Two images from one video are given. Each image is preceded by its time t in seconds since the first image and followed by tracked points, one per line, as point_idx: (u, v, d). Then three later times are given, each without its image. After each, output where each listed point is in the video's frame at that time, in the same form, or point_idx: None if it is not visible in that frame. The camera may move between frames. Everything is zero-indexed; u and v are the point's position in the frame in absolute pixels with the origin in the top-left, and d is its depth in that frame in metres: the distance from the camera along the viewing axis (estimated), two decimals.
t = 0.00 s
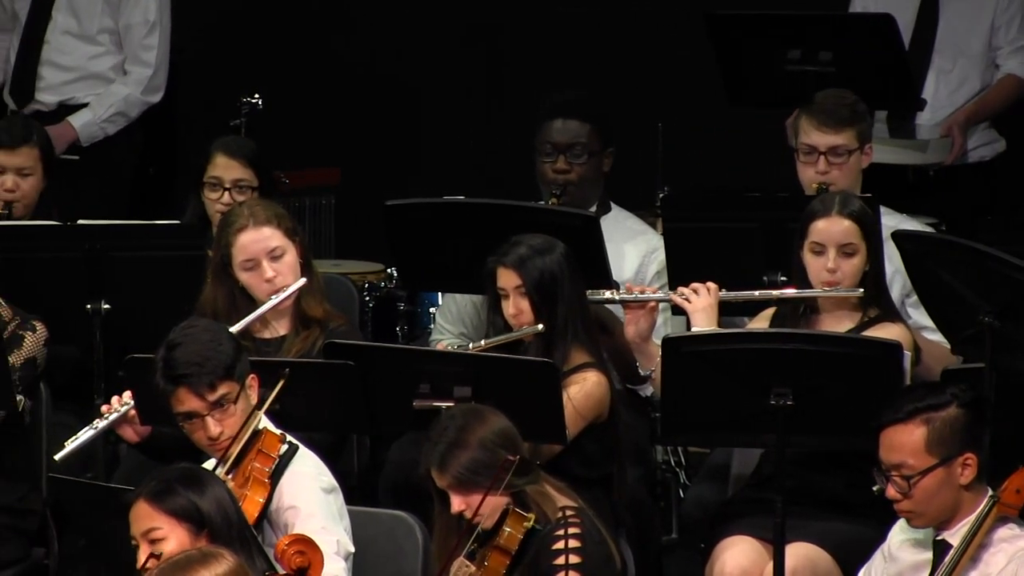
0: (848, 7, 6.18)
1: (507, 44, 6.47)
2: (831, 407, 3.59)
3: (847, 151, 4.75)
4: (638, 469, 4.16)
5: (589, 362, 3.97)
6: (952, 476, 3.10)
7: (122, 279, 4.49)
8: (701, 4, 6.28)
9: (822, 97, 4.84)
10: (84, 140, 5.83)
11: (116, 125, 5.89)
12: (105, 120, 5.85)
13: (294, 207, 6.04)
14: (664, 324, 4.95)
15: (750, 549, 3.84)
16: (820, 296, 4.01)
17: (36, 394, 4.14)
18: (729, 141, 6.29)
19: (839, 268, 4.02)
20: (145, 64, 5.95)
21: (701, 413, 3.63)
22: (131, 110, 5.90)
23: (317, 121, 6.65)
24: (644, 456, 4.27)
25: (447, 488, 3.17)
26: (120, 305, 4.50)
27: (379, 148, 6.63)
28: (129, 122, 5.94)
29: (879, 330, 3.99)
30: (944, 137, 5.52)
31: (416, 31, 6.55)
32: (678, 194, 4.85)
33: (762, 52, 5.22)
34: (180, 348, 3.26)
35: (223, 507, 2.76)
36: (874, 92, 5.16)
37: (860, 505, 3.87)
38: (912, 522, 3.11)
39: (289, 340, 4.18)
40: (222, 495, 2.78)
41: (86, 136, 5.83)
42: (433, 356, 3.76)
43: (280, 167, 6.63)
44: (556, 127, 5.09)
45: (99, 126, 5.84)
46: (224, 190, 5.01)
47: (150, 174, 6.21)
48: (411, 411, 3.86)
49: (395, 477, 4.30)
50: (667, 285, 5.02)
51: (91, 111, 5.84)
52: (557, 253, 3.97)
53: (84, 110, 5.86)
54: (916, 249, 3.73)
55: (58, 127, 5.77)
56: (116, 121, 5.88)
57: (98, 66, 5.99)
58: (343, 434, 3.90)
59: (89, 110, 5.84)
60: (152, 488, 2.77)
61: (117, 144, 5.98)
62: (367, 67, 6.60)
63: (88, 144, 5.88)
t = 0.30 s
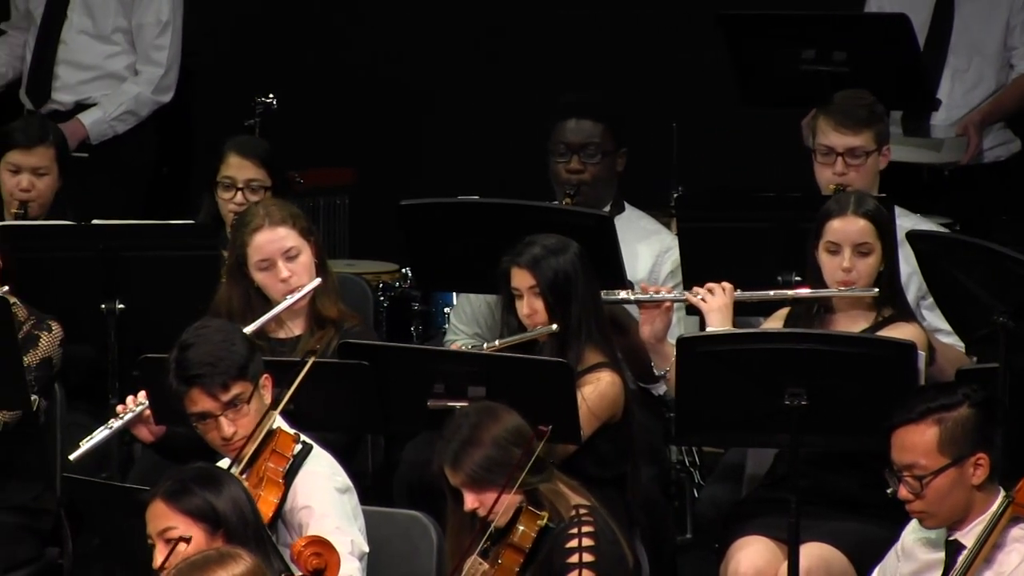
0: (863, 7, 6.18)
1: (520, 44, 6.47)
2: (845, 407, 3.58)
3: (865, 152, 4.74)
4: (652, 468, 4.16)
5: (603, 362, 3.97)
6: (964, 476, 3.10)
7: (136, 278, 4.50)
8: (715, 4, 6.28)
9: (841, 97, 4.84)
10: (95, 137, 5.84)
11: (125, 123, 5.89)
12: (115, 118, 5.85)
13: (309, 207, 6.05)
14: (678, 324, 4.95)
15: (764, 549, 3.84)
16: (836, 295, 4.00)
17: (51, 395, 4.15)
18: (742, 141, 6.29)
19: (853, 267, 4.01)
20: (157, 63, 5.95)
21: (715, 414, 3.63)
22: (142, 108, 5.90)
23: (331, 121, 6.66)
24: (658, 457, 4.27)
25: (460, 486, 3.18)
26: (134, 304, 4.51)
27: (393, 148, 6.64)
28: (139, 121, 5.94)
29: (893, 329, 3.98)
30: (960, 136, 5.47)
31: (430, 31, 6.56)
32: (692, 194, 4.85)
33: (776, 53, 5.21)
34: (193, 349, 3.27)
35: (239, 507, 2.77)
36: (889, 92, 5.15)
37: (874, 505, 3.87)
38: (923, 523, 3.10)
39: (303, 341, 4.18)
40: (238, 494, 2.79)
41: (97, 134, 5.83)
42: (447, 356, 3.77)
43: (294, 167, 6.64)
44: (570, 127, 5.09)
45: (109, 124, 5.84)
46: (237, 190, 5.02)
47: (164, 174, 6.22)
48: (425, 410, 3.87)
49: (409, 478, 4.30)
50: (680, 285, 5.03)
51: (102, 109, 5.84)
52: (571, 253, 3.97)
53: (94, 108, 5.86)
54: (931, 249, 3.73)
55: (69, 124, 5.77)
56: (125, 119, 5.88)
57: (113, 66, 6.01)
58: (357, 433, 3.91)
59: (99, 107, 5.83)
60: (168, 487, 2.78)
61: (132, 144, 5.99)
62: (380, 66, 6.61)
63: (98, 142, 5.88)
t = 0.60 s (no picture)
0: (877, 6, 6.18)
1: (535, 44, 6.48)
2: (860, 406, 3.58)
3: (883, 150, 4.74)
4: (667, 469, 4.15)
5: (617, 361, 3.97)
6: (977, 474, 3.10)
7: (151, 277, 4.52)
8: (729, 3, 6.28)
9: (858, 96, 4.82)
10: (116, 141, 5.85)
11: (146, 125, 5.91)
12: (136, 121, 5.87)
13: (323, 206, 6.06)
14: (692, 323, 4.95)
15: (779, 548, 3.84)
16: (853, 293, 4.00)
17: (65, 393, 4.13)
18: (757, 140, 6.29)
19: (870, 265, 4.02)
20: (177, 65, 5.98)
21: (730, 413, 3.63)
22: (162, 111, 5.91)
23: (345, 121, 6.67)
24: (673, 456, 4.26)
25: (472, 481, 3.19)
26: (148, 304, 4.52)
27: (408, 148, 6.64)
28: (160, 123, 5.97)
29: (908, 329, 3.96)
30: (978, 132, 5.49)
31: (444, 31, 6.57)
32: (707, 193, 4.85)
33: (790, 52, 5.21)
34: (204, 351, 3.27)
35: (253, 507, 2.77)
36: (903, 91, 5.15)
37: (888, 505, 3.86)
38: (935, 521, 3.10)
39: (317, 340, 4.19)
40: (253, 494, 2.79)
41: (118, 137, 5.84)
42: (462, 355, 3.77)
43: (308, 167, 6.65)
44: (584, 127, 5.09)
45: (130, 127, 5.86)
46: (251, 190, 5.03)
47: (179, 174, 6.23)
48: (440, 409, 3.87)
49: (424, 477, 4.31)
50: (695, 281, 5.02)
51: (123, 113, 5.84)
52: (586, 252, 3.98)
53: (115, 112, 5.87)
54: (947, 249, 3.75)
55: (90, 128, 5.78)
56: (146, 121, 5.90)
57: (125, 66, 6.02)
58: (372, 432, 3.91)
59: (120, 111, 5.84)
60: (183, 487, 2.79)
61: (147, 143, 6.00)
62: (393, 63, 6.62)
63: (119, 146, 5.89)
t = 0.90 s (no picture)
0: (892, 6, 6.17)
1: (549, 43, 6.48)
2: (875, 406, 3.58)
3: (897, 150, 4.73)
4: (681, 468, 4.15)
5: (631, 360, 3.96)
6: (992, 474, 3.09)
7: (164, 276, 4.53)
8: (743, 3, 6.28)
9: (873, 95, 4.82)
10: (121, 120, 5.84)
11: (153, 109, 5.91)
12: (143, 103, 5.87)
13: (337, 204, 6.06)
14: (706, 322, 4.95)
15: (793, 548, 3.84)
16: (867, 293, 3.99)
17: (79, 391, 4.12)
18: (771, 140, 6.28)
19: (885, 266, 4.01)
20: (188, 58, 5.97)
21: (743, 412, 3.62)
22: (170, 97, 5.92)
23: (359, 120, 6.68)
24: (688, 455, 4.25)
25: (488, 474, 3.21)
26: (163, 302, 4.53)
27: (422, 147, 6.65)
28: (167, 109, 5.96)
29: (924, 327, 3.96)
30: (997, 129, 5.50)
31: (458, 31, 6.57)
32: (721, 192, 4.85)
33: (804, 51, 5.21)
34: (217, 349, 3.28)
35: (266, 505, 2.76)
36: (919, 90, 5.13)
37: (903, 504, 3.86)
38: (950, 520, 3.10)
39: (332, 338, 4.19)
40: (266, 494, 2.79)
41: (123, 116, 5.83)
42: (477, 353, 3.77)
43: (322, 165, 6.66)
44: (598, 125, 5.09)
45: (137, 108, 5.86)
46: (265, 189, 5.03)
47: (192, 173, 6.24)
48: (454, 408, 3.87)
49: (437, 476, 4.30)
50: (711, 280, 5.01)
51: (131, 94, 5.86)
52: (600, 251, 3.98)
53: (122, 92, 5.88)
54: (960, 248, 3.77)
55: (97, 104, 5.77)
56: (153, 105, 5.90)
57: (139, 63, 6.04)
58: (386, 431, 3.91)
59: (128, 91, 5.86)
60: (196, 487, 2.80)
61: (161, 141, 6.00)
62: (408, 62, 6.62)
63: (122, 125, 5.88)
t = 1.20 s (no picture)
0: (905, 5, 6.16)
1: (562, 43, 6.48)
2: (888, 404, 3.57)
3: (905, 148, 4.73)
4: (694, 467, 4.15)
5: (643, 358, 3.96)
6: (1006, 475, 3.09)
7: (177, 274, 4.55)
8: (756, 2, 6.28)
9: (881, 93, 4.81)
10: (142, 131, 5.87)
11: (174, 117, 5.93)
12: (164, 112, 5.89)
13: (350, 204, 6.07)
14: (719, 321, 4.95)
15: (806, 547, 3.84)
16: (879, 292, 3.99)
17: (92, 390, 4.12)
18: (793, 138, 6.27)
19: (897, 266, 4.01)
20: (205, 60, 5.98)
21: (756, 412, 3.62)
22: (189, 103, 5.94)
23: (372, 119, 6.69)
24: (701, 454, 4.25)
25: (504, 463, 3.23)
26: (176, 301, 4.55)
27: (435, 147, 6.65)
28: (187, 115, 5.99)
29: (934, 326, 3.95)
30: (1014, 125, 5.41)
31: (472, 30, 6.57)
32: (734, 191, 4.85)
33: (818, 51, 5.20)
34: (231, 348, 3.29)
35: (279, 505, 2.75)
36: (932, 90, 5.12)
37: (917, 503, 3.85)
38: (964, 520, 3.09)
39: (344, 337, 4.20)
40: (279, 494, 2.77)
41: (144, 127, 5.85)
42: (491, 352, 3.77)
43: (335, 164, 6.66)
44: (610, 124, 5.09)
45: (157, 118, 5.87)
46: (277, 188, 5.04)
47: (204, 172, 6.26)
48: (468, 407, 3.87)
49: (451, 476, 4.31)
50: (723, 278, 5.01)
51: (150, 104, 5.87)
52: (613, 250, 3.99)
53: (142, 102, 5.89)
54: (973, 248, 3.76)
55: (117, 118, 5.81)
56: (174, 113, 5.92)
57: (150, 63, 6.05)
58: (400, 430, 3.92)
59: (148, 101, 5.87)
60: (208, 486, 2.82)
61: (174, 140, 6.01)
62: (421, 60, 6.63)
63: (145, 135, 5.91)
